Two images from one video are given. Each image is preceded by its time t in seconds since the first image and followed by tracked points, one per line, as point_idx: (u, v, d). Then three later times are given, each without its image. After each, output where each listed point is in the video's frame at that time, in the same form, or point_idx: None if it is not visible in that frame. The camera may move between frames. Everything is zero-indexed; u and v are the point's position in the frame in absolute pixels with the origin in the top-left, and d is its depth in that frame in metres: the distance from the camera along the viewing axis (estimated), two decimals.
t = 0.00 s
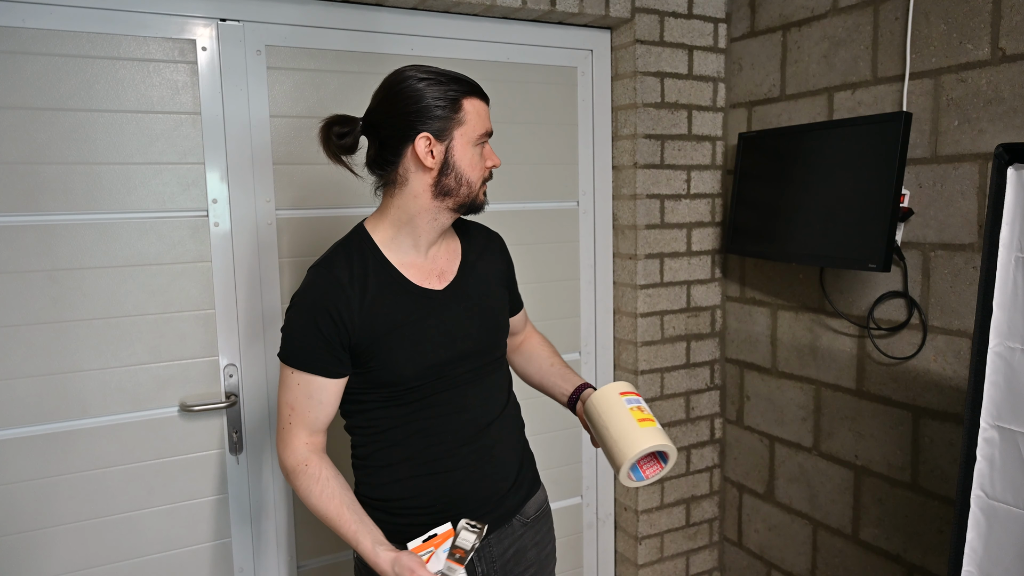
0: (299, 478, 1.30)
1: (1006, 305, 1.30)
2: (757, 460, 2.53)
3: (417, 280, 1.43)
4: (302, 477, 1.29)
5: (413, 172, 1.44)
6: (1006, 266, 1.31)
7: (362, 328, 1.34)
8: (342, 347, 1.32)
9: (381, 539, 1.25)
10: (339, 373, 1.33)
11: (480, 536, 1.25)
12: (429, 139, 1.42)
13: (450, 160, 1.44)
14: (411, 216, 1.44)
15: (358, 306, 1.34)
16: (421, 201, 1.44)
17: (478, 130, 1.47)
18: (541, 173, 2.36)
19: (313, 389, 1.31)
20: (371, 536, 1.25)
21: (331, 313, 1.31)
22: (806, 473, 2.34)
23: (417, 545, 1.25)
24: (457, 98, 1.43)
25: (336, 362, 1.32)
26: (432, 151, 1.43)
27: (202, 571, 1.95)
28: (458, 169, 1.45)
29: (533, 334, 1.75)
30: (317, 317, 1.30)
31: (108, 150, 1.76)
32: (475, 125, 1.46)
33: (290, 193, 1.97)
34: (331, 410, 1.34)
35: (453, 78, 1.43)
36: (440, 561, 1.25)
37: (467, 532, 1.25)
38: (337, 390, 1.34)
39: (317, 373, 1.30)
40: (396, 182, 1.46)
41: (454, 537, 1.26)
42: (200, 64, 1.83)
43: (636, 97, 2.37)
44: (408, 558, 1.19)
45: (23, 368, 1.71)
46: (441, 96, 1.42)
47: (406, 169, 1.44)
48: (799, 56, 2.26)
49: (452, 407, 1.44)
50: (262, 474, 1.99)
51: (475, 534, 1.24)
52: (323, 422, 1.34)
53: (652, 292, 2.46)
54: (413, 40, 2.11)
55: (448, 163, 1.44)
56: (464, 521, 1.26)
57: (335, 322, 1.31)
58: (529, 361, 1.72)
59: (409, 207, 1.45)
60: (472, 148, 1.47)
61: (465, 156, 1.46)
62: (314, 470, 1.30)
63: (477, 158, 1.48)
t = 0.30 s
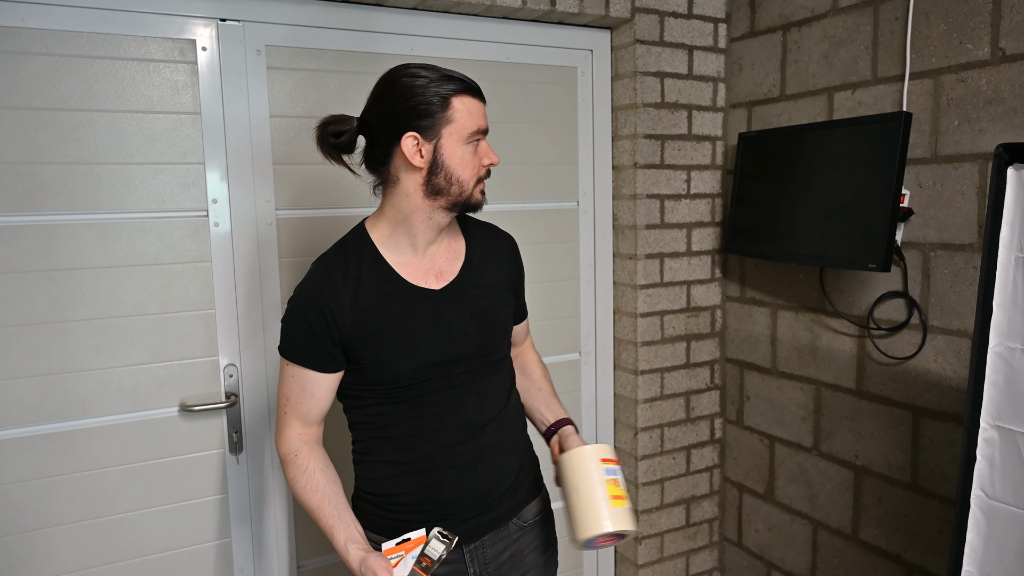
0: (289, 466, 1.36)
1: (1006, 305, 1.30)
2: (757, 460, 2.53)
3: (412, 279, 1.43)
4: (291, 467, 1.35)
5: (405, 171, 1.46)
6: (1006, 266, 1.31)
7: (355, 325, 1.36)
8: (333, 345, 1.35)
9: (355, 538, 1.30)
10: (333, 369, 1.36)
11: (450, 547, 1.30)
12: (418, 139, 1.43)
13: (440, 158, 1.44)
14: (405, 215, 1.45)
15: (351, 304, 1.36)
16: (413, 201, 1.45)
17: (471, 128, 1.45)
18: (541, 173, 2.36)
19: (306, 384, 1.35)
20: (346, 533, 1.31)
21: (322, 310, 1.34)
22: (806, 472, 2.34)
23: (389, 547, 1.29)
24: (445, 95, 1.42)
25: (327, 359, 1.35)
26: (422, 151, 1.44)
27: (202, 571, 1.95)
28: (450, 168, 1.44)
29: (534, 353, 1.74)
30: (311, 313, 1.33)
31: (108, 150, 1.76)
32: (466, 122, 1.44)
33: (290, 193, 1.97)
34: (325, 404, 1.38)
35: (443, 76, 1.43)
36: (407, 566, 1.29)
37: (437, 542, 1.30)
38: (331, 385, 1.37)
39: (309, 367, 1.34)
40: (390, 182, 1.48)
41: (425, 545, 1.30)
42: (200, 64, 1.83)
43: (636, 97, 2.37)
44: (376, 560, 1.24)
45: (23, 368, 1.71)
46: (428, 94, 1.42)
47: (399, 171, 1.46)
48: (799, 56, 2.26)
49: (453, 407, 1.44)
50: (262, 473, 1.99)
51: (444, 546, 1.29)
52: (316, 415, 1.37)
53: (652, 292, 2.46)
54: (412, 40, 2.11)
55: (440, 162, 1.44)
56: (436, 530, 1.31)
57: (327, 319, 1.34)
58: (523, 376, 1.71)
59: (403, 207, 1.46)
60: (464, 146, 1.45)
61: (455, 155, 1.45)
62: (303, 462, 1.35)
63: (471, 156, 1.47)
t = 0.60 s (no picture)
0: (295, 462, 1.41)
1: (1006, 305, 1.30)
2: (757, 460, 2.53)
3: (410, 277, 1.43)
4: (295, 462, 1.40)
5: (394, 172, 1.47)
6: (1006, 266, 1.31)
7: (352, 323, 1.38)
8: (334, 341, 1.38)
9: (350, 532, 1.32)
10: (335, 365, 1.40)
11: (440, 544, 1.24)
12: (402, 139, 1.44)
13: (422, 156, 1.43)
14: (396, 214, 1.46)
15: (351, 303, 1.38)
16: (403, 200, 1.46)
17: (454, 125, 1.43)
18: (541, 173, 2.36)
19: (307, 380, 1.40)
20: (342, 527, 1.33)
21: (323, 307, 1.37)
22: (806, 473, 2.34)
23: (385, 542, 1.27)
24: (427, 92, 1.42)
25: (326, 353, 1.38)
26: (408, 150, 1.44)
27: (202, 571, 1.94)
28: (434, 165, 1.43)
29: (552, 352, 1.71)
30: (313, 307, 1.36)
31: (108, 150, 1.76)
32: (448, 118, 1.42)
33: (290, 192, 1.97)
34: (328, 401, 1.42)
35: (427, 75, 1.43)
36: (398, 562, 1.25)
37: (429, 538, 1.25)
38: (332, 382, 1.40)
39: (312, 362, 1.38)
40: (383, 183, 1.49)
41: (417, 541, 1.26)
42: (200, 64, 1.83)
43: (636, 97, 2.37)
44: (366, 553, 1.26)
45: (23, 368, 1.71)
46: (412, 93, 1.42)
47: (389, 171, 1.47)
48: (799, 56, 2.26)
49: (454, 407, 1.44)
50: (262, 473, 1.99)
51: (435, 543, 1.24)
52: (321, 412, 1.42)
53: (652, 292, 2.46)
54: (413, 39, 2.11)
55: (424, 160, 1.43)
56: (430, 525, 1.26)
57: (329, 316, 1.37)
58: (539, 374, 1.68)
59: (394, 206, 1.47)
60: (448, 143, 1.43)
61: (438, 152, 1.43)
62: (306, 457, 1.40)
63: (456, 153, 1.45)
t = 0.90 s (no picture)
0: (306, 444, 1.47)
1: (1006, 305, 1.30)
2: (757, 460, 2.53)
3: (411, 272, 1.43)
4: (305, 445, 1.46)
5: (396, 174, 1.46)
6: (1006, 266, 1.31)
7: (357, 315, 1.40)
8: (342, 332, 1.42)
9: (345, 517, 1.37)
10: (344, 354, 1.43)
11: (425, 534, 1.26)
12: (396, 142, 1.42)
13: (408, 160, 1.40)
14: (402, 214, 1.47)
15: (356, 297, 1.40)
16: (406, 201, 1.45)
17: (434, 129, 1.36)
18: (542, 172, 2.36)
19: (320, 367, 1.44)
20: (339, 511, 1.38)
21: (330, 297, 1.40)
22: (806, 473, 2.34)
23: (376, 529, 1.31)
24: (415, 96, 1.37)
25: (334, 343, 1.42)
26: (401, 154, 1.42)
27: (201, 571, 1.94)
28: (419, 170, 1.39)
29: (570, 363, 1.65)
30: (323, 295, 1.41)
31: (108, 150, 1.76)
32: (430, 123, 1.36)
33: (290, 192, 1.97)
34: (342, 389, 1.46)
35: (423, 78, 1.38)
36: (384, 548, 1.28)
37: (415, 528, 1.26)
38: (343, 370, 1.44)
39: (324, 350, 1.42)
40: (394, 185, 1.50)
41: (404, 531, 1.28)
42: (200, 64, 1.83)
43: (636, 97, 2.37)
44: (355, 537, 1.30)
45: (23, 369, 1.71)
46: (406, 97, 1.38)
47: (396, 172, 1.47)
48: (799, 56, 2.26)
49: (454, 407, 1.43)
50: (262, 473, 1.99)
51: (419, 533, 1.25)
52: (332, 399, 1.46)
53: (652, 293, 2.46)
54: (413, 39, 2.11)
55: (411, 164, 1.40)
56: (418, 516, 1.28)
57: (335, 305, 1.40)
58: (552, 383, 1.63)
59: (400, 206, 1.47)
60: (430, 149, 1.37)
61: (421, 157, 1.38)
62: (315, 442, 1.45)
63: (436, 161, 1.38)
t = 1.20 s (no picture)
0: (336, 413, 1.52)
1: (1006, 305, 1.30)
2: (757, 460, 2.53)
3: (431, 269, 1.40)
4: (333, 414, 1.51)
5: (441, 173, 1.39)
6: (1006, 266, 1.31)
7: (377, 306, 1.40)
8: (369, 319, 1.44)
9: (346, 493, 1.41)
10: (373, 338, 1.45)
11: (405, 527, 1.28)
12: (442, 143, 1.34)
13: (451, 166, 1.32)
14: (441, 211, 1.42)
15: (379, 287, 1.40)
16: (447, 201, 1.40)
17: (480, 141, 1.27)
18: (542, 172, 2.36)
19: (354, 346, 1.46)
20: (346, 486, 1.43)
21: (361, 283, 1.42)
22: (806, 472, 2.34)
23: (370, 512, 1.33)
24: (468, 104, 1.27)
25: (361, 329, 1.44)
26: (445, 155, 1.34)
27: (201, 571, 1.94)
28: (460, 178, 1.31)
29: (621, 401, 1.49)
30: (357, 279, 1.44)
31: (108, 150, 1.76)
32: (478, 135, 1.26)
33: (290, 192, 1.97)
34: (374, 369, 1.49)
35: (482, 86, 1.28)
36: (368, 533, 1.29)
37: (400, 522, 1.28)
38: (374, 353, 1.46)
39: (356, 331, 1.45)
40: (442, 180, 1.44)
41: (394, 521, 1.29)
42: (200, 64, 1.83)
43: (636, 97, 2.37)
44: (345, 517, 1.35)
45: (23, 369, 1.71)
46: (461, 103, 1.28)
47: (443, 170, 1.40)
48: (799, 56, 2.26)
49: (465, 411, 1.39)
50: (263, 473, 2.00)
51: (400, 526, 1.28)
52: (361, 377, 1.49)
53: (652, 293, 2.46)
54: (413, 40, 2.10)
55: (453, 170, 1.32)
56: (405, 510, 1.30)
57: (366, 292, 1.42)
58: (594, 413, 1.49)
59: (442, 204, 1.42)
60: (473, 160, 1.28)
61: (463, 167, 1.29)
62: (341, 414, 1.49)
63: (480, 172, 1.29)
